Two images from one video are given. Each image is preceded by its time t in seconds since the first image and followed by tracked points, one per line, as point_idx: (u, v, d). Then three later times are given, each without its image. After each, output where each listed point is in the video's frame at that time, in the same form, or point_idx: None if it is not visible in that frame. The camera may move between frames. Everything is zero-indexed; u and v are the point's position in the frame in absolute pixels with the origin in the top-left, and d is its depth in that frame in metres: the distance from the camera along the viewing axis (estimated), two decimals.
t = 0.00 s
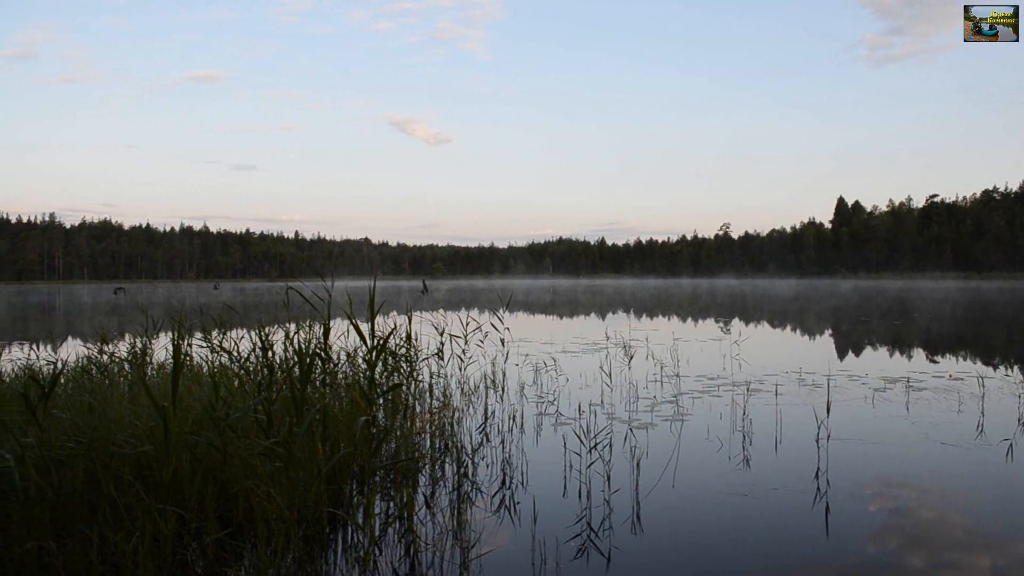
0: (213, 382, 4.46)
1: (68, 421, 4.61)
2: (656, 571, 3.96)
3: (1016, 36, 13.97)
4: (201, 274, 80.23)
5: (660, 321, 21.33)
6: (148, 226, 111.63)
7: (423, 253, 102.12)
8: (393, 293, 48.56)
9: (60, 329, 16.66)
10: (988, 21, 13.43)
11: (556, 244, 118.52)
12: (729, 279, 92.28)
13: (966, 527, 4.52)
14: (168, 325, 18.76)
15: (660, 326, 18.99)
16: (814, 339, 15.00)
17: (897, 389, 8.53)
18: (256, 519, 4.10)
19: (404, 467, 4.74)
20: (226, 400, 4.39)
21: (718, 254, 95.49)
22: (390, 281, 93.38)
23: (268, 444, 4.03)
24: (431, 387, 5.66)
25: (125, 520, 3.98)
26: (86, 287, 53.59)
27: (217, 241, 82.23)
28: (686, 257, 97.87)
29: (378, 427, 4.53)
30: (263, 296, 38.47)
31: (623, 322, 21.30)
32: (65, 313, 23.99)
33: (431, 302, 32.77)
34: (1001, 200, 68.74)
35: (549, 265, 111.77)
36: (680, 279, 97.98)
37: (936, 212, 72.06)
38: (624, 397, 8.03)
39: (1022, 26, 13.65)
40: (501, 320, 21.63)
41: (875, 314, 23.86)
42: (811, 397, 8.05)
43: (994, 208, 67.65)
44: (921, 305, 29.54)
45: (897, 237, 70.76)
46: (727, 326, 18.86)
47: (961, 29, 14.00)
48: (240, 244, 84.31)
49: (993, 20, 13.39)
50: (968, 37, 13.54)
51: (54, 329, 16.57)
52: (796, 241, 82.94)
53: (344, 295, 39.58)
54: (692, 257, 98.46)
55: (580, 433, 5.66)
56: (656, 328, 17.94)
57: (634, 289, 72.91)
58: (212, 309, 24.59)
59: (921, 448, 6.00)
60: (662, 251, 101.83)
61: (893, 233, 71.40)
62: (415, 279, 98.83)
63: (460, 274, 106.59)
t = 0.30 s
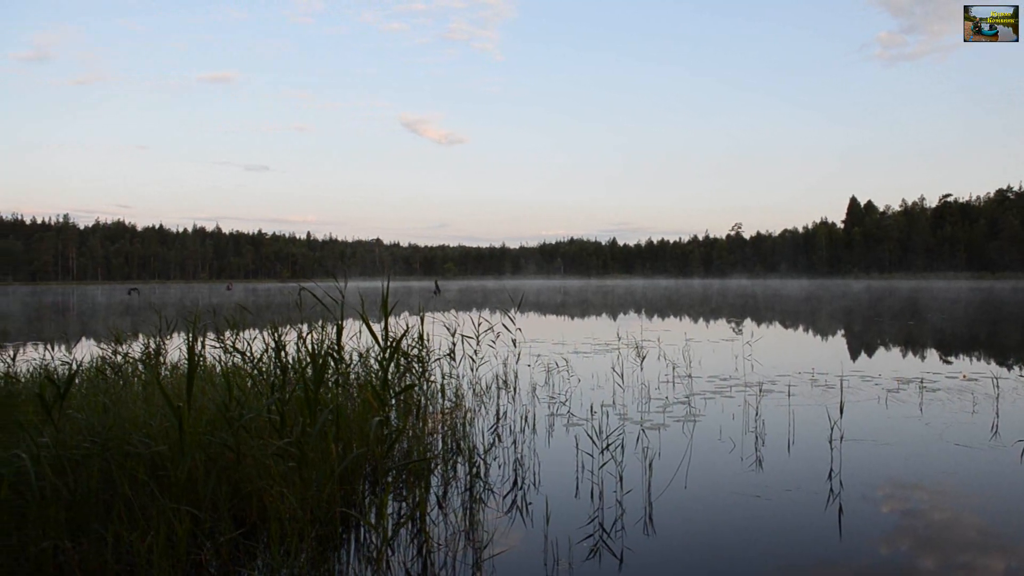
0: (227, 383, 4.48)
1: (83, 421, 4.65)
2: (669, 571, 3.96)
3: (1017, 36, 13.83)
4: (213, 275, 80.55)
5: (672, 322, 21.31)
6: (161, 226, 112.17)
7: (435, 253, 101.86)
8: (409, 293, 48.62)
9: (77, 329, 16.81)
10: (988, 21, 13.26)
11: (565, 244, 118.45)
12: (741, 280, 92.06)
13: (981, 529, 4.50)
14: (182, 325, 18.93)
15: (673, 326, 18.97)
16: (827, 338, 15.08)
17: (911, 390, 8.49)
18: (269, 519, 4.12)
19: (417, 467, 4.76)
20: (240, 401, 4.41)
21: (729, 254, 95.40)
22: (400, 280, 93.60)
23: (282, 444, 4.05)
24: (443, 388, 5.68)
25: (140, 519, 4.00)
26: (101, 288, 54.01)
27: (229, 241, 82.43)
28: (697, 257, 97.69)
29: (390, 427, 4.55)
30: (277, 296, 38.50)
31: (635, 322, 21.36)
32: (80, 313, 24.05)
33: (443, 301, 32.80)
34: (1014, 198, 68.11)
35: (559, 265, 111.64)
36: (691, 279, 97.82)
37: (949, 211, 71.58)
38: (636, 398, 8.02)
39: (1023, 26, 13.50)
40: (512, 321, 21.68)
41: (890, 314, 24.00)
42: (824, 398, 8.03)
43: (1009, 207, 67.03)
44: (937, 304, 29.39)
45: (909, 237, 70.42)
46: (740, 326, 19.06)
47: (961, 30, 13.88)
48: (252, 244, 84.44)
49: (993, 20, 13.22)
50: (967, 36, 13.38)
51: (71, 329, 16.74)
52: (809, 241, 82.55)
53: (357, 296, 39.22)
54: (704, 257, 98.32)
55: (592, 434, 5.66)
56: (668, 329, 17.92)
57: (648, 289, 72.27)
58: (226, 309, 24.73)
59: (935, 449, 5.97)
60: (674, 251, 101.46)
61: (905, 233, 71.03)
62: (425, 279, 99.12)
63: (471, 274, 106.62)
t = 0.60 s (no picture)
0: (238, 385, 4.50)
1: (97, 423, 4.69)
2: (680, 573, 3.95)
3: (1018, 36, 13.72)
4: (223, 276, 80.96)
5: (682, 323, 21.32)
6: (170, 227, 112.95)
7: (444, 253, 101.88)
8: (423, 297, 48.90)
9: (90, 331, 16.91)
10: (988, 21, 13.19)
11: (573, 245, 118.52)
12: (750, 281, 91.90)
13: (993, 531, 4.46)
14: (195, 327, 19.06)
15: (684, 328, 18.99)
16: (837, 339, 15.34)
17: (922, 391, 8.46)
18: (281, 521, 4.13)
19: (427, 469, 4.77)
20: (252, 403, 4.45)
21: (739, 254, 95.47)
22: (410, 282, 93.93)
23: (293, 446, 4.07)
24: (454, 389, 5.70)
25: (153, 521, 4.02)
26: (115, 290, 54.49)
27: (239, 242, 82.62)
28: (707, 257, 97.51)
29: (402, 429, 4.56)
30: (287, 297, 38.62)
31: (646, 323, 21.55)
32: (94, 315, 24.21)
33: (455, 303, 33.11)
34: None
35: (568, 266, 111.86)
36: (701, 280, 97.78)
37: (960, 211, 71.19)
38: (646, 399, 8.04)
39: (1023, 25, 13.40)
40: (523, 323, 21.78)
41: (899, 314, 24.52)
42: (835, 399, 8.01)
43: (1020, 207, 66.62)
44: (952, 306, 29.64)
45: (920, 237, 70.12)
46: (750, 326, 19.50)
47: (962, 30, 13.81)
48: (262, 246, 84.43)
49: (993, 20, 13.10)
50: (967, 36, 13.27)
51: (85, 330, 16.87)
52: (818, 241, 82.27)
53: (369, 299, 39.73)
54: (713, 258, 98.54)
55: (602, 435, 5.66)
56: (678, 330, 17.95)
57: (658, 288, 71.92)
58: (237, 310, 24.84)
59: (947, 451, 5.94)
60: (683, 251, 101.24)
61: (916, 233, 70.72)
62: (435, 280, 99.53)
63: (479, 275, 106.68)
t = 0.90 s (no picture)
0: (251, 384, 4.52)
1: (109, 422, 4.72)
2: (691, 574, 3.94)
3: (1019, 35, 13.64)
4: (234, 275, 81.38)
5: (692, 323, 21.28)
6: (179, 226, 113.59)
7: (454, 252, 101.91)
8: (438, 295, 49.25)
9: (103, 329, 17.05)
10: (989, 21, 13.10)
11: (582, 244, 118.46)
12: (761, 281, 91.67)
13: (1006, 534, 4.43)
14: (207, 325, 19.18)
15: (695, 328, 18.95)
16: (849, 339, 15.44)
17: (935, 392, 8.42)
18: (293, 520, 4.14)
19: (438, 469, 4.78)
20: (264, 402, 4.46)
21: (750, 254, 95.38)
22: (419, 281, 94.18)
23: (305, 445, 4.08)
24: (465, 389, 5.71)
25: (165, 519, 4.05)
26: (130, 288, 54.98)
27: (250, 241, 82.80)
28: (718, 257, 97.16)
29: (413, 428, 4.57)
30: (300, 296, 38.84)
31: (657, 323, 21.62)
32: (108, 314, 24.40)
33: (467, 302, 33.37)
34: None
35: (579, 267, 111.95)
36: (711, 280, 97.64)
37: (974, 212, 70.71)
38: (657, 399, 8.03)
39: None
40: (533, 322, 21.83)
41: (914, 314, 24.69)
42: (847, 401, 7.98)
43: None
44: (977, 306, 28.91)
45: (933, 238, 69.74)
46: (761, 326, 19.68)
47: (962, 30, 13.68)
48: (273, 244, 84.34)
49: (993, 20, 13.00)
50: (967, 36, 13.17)
51: (98, 329, 17.01)
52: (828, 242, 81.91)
53: (380, 297, 39.84)
54: (723, 258, 98.51)
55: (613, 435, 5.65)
56: (689, 330, 17.97)
57: (669, 288, 72.01)
58: (250, 309, 25.03)
59: (961, 453, 5.91)
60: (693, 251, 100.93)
61: (929, 233, 70.32)
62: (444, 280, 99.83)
63: (489, 274, 106.74)
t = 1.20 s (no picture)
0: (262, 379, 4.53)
1: (122, 417, 4.75)
2: (701, 572, 3.94)
3: (1018, 36, 13.57)
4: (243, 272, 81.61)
5: (702, 321, 21.17)
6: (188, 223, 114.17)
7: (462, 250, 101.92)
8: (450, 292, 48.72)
9: (116, 324, 17.15)
10: (988, 20, 13.00)
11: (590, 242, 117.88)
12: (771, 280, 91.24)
13: (1017, 534, 4.39)
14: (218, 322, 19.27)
15: (705, 326, 18.84)
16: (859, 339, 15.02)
17: (947, 391, 8.37)
18: (305, 513, 4.15)
19: (448, 465, 4.80)
20: (275, 398, 4.47)
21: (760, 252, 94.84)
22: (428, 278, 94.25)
23: (316, 441, 4.10)
24: (474, 386, 5.71)
25: (176, 514, 4.07)
26: (142, 283, 55.25)
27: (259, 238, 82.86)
28: (728, 256, 96.94)
29: (424, 425, 4.58)
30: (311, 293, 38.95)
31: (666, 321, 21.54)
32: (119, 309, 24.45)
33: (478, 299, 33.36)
34: None
35: (588, 265, 111.66)
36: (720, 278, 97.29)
37: (987, 211, 70.18)
38: (667, 397, 8.02)
39: None
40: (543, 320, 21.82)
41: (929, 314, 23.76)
42: (858, 399, 7.94)
43: None
44: (996, 305, 28.97)
45: (945, 236, 69.24)
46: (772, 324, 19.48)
47: (961, 30, 13.54)
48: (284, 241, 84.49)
49: (994, 20, 12.91)
50: (967, 36, 13.09)
51: (111, 324, 17.09)
52: (839, 240, 81.45)
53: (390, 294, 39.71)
54: (733, 256, 98.00)
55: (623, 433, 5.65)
56: (699, 328, 17.90)
57: (679, 286, 71.80)
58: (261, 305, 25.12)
59: (972, 452, 5.87)
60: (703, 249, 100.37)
61: (941, 232, 69.81)
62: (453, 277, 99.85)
63: (499, 271, 106.54)
